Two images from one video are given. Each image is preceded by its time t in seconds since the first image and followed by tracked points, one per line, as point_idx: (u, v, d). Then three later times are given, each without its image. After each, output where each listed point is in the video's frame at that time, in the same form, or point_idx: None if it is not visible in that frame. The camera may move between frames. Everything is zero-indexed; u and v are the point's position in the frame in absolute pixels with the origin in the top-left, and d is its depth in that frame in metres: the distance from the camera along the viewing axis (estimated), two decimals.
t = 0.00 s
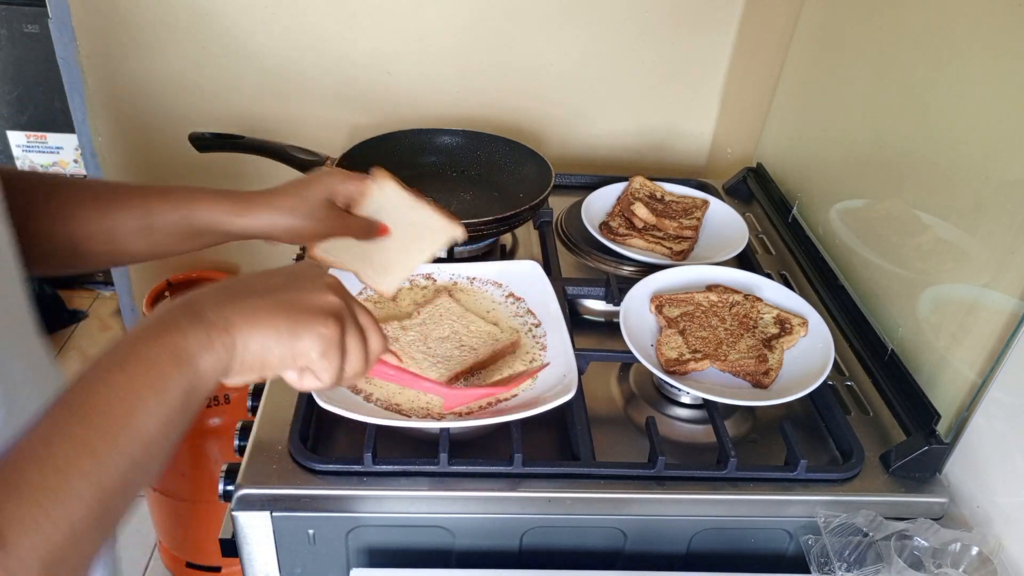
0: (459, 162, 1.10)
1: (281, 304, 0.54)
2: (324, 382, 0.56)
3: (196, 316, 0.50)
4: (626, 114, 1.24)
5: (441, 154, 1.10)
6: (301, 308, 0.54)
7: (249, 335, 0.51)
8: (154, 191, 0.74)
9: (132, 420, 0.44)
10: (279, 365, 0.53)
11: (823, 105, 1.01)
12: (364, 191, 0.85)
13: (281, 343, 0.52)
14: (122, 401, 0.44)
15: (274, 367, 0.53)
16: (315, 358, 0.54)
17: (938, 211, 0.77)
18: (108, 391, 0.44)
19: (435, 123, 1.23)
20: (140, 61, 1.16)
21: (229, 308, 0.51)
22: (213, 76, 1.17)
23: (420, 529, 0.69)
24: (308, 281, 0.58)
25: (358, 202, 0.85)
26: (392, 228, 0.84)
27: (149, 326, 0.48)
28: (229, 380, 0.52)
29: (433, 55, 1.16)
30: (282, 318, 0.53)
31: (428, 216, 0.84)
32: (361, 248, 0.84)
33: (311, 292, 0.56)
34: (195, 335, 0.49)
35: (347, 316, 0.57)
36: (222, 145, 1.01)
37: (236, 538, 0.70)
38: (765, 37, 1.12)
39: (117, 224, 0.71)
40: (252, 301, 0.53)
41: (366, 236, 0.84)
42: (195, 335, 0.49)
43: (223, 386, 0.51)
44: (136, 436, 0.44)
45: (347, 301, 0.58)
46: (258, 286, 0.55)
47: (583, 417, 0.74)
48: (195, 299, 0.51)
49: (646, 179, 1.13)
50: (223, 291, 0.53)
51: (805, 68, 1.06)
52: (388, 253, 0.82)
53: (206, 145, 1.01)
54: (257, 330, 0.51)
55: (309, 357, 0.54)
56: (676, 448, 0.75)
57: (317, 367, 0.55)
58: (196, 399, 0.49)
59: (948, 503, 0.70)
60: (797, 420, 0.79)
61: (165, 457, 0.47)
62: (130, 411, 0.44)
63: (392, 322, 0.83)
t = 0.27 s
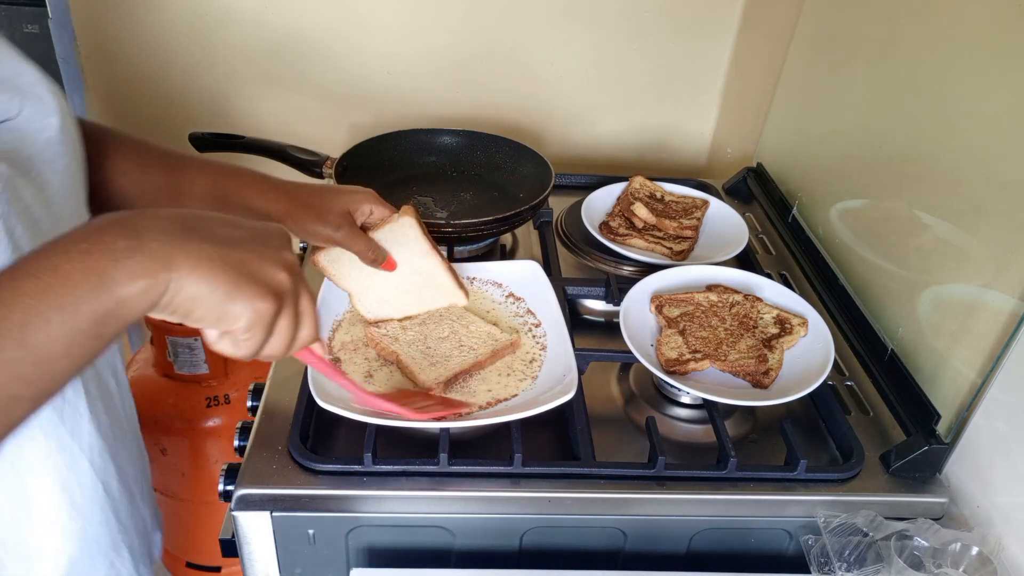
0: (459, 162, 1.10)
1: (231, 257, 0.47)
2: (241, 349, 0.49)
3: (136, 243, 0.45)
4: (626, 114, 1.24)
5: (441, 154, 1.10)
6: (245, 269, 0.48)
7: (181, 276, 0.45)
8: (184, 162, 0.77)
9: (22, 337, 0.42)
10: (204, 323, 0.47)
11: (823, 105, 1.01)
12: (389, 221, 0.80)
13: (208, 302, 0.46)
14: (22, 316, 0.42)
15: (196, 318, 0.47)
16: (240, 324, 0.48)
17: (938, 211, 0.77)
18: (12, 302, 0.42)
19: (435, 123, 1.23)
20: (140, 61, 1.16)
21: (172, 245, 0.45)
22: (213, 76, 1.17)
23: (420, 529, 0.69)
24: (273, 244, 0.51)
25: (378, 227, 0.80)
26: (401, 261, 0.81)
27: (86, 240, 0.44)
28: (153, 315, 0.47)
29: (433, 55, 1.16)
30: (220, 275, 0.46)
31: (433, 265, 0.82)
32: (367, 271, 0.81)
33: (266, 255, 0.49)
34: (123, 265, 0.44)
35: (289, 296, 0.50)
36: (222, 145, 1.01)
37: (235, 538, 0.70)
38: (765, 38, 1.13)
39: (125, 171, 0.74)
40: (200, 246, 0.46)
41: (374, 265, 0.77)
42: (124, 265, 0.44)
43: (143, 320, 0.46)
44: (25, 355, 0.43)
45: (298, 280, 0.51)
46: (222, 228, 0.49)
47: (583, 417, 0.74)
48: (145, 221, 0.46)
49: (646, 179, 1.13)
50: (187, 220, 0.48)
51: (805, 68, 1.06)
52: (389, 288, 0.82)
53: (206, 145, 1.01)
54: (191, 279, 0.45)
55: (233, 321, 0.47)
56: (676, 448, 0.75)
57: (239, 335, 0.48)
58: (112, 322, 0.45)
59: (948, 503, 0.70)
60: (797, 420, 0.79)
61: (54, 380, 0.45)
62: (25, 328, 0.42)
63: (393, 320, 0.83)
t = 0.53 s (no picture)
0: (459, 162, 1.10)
1: (156, 268, 0.47)
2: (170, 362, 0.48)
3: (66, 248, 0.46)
4: (626, 114, 1.24)
5: (441, 154, 1.10)
6: (167, 279, 0.47)
7: (105, 280, 0.46)
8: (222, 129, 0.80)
9: None
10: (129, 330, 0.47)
11: (823, 105, 1.01)
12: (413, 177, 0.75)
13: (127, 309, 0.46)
14: None
15: (122, 323, 0.47)
16: (159, 333, 0.47)
17: (938, 211, 0.77)
18: None
19: (435, 124, 1.23)
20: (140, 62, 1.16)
21: (98, 253, 0.46)
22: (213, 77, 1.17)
23: (420, 529, 0.69)
24: (208, 259, 0.49)
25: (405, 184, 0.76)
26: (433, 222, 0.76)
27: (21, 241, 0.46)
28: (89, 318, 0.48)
29: (433, 56, 1.17)
30: (139, 283, 0.46)
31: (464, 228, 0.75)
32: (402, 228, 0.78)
33: (196, 268, 0.48)
34: (46, 266, 0.45)
35: (215, 308, 0.48)
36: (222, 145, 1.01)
37: (236, 538, 0.70)
38: (765, 38, 1.13)
39: (166, 142, 0.78)
40: (124, 256, 0.46)
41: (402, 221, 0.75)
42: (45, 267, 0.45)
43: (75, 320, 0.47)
44: None
45: (230, 294, 0.49)
46: (159, 241, 0.48)
47: (583, 417, 0.74)
48: (81, 230, 0.47)
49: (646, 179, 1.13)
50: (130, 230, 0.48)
51: (805, 68, 1.06)
52: (423, 245, 0.79)
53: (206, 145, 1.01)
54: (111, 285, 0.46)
55: (151, 328, 0.46)
56: (676, 449, 0.75)
57: (162, 346, 0.47)
58: (38, 318, 0.46)
59: (948, 503, 0.70)
60: (797, 420, 0.79)
61: None
62: None
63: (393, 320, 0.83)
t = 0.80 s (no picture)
0: (459, 162, 1.10)
1: (128, 264, 0.46)
2: (150, 355, 0.48)
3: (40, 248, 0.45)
4: (626, 114, 1.24)
5: (441, 154, 1.10)
6: (141, 273, 0.46)
7: (82, 278, 0.45)
8: (239, 143, 0.77)
9: None
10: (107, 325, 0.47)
11: (823, 105, 1.01)
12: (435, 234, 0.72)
13: (103, 305, 0.46)
14: None
15: (100, 319, 0.47)
16: (136, 327, 0.46)
17: (938, 211, 0.77)
18: None
19: (435, 123, 1.23)
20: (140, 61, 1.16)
21: (72, 252, 0.46)
22: (213, 77, 1.17)
23: (420, 529, 0.69)
24: (182, 253, 0.49)
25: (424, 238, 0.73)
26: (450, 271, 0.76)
27: None
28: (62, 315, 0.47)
29: (434, 55, 1.16)
30: (115, 279, 0.46)
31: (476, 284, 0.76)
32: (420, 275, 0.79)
33: (169, 263, 0.48)
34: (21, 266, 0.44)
35: (189, 301, 0.48)
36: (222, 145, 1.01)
37: (236, 538, 0.70)
38: (765, 37, 1.13)
39: (182, 153, 0.76)
40: (100, 254, 0.46)
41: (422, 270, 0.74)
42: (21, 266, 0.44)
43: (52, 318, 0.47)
44: None
45: (204, 286, 0.49)
46: (133, 241, 0.48)
47: (584, 417, 0.74)
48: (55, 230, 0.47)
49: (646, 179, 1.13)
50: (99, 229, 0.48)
51: (806, 68, 1.06)
52: (440, 288, 0.80)
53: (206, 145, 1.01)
54: (88, 283, 0.45)
55: (128, 321, 0.46)
56: (676, 449, 0.75)
57: (139, 340, 0.47)
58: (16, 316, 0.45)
59: (948, 503, 0.70)
60: (797, 420, 0.79)
61: None
62: None
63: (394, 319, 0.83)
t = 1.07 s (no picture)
0: (459, 162, 1.10)
1: (136, 307, 0.45)
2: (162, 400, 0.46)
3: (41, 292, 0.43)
4: (626, 114, 1.24)
5: (441, 154, 1.10)
6: (149, 321, 0.45)
7: (89, 324, 0.44)
8: (238, 152, 0.78)
9: None
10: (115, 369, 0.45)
11: (823, 105, 1.01)
12: (433, 258, 0.76)
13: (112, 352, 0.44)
14: None
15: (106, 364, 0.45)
16: (147, 374, 0.45)
17: (939, 211, 0.77)
18: None
19: (435, 123, 1.23)
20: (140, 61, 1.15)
21: (75, 295, 0.44)
22: (213, 76, 1.17)
23: (421, 529, 0.69)
24: (189, 292, 0.47)
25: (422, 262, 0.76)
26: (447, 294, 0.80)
27: None
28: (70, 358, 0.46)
29: (434, 55, 1.16)
30: (123, 325, 0.44)
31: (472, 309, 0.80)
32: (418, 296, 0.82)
33: (176, 306, 0.46)
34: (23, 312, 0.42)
35: (199, 344, 0.46)
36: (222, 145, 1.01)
37: (236, 538, 0.70)
38: (765, 37, 1.13)
39: (184, 164, 0.76)
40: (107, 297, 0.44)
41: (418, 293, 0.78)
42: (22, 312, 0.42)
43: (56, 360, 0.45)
44: None
45: (213, 327, 0.47)
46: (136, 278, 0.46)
47: (584, 417, 0.74)
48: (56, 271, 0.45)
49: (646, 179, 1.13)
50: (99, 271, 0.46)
51: (806, 68, 1.06)
52: (435, 308, 0.84)
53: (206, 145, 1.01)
54: (95, 330, 0.44)
55: (138, 370, 0.45)
56: (676, 448, 0.75)
57: (150, 386, 0.46)
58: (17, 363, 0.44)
59: (948, 503, 0.70)
60: (797, 420, 0.79)
61: None
62: None
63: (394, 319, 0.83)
